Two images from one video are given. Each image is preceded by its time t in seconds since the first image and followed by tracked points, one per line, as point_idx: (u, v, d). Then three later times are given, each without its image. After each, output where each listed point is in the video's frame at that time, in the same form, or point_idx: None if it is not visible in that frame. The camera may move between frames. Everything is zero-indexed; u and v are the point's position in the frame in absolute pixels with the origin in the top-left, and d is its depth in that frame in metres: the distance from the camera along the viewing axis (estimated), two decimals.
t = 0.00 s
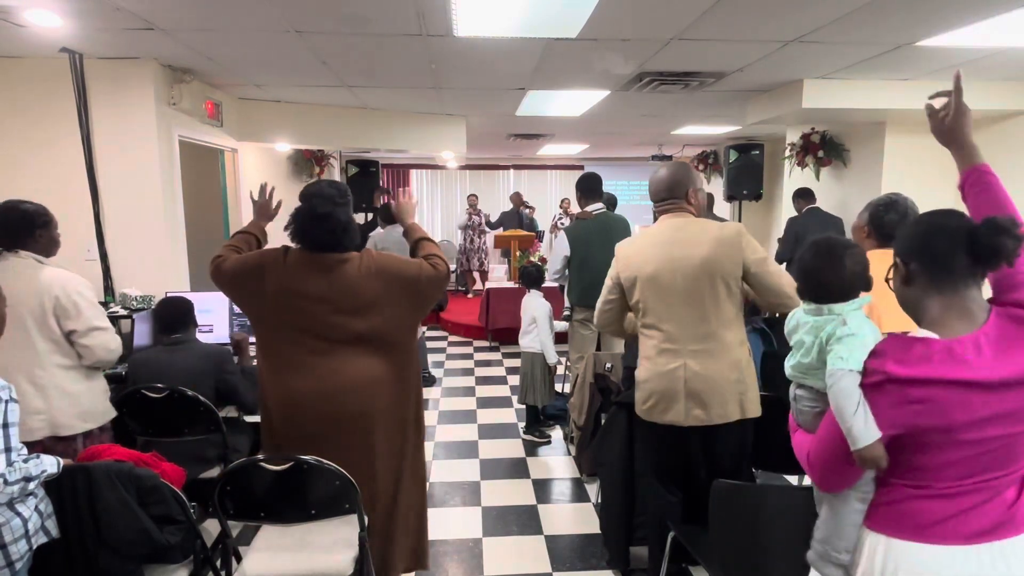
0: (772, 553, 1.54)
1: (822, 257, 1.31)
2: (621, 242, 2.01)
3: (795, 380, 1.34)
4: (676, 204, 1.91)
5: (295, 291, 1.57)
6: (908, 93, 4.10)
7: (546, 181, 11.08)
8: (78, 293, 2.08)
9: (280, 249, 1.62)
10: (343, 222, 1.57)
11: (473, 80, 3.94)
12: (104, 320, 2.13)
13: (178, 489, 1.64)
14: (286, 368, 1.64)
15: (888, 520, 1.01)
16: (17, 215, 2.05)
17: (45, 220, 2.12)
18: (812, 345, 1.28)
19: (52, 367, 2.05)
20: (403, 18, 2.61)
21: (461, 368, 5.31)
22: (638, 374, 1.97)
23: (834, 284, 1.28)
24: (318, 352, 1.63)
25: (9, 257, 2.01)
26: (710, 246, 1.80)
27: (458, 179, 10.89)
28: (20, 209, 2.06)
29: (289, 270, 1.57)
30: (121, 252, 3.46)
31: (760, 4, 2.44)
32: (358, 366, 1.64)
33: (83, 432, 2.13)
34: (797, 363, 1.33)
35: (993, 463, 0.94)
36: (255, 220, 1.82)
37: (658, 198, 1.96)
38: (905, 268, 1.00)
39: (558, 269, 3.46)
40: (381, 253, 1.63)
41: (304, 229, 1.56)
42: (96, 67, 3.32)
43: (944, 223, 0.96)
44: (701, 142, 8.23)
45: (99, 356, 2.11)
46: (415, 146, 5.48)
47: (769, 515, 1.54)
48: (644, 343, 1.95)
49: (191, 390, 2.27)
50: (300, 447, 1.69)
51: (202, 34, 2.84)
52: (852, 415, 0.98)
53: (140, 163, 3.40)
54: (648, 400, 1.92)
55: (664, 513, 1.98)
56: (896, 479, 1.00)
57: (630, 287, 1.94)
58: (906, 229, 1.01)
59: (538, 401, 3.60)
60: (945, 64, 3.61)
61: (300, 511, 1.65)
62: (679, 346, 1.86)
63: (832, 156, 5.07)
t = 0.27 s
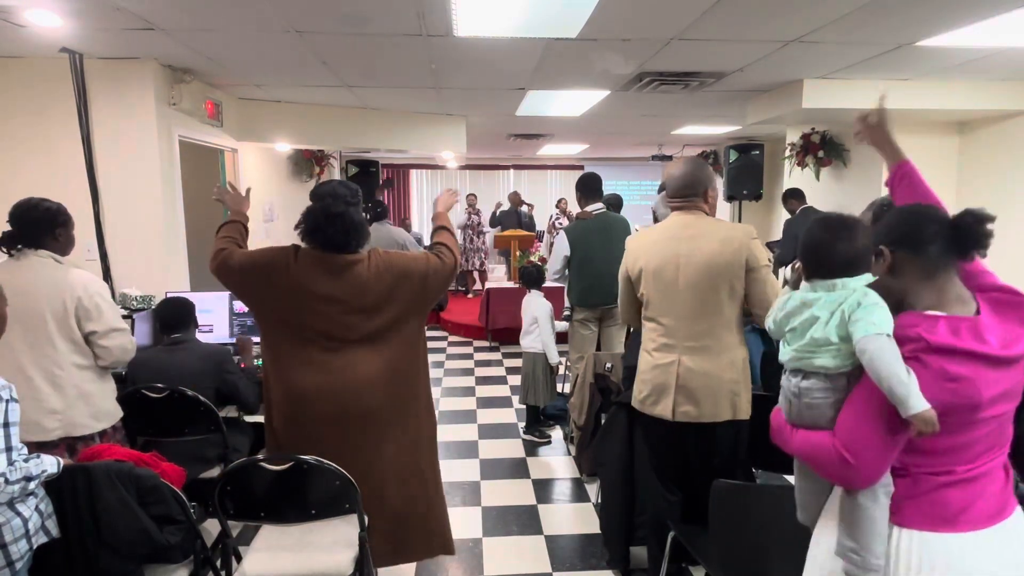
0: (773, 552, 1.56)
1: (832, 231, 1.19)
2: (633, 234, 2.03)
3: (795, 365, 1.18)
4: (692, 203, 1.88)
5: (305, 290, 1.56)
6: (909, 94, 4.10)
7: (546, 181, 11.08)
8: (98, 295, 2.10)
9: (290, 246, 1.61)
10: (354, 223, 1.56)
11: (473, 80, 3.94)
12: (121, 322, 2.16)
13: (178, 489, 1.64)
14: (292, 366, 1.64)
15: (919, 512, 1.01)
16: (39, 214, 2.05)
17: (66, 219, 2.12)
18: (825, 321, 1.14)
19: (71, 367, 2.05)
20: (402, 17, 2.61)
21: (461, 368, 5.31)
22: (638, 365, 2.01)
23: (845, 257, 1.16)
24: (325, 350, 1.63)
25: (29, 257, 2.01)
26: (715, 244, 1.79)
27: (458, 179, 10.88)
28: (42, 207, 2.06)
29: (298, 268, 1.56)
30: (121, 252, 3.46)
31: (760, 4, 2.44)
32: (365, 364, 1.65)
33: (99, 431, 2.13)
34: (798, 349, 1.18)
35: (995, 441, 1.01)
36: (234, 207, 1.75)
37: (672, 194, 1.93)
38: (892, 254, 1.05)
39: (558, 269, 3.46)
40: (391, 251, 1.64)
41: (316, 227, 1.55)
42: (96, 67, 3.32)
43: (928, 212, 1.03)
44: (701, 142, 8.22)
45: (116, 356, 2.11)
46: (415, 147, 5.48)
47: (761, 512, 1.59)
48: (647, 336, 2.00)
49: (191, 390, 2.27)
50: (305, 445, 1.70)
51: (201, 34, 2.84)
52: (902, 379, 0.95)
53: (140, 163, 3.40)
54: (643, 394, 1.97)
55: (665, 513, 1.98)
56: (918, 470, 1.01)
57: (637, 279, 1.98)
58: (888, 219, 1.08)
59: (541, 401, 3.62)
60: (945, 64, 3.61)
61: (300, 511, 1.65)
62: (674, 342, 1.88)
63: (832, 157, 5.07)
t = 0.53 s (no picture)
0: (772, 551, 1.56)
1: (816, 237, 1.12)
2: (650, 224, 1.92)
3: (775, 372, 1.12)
4: (720, 204, 1.84)
5: (306, 288, 1.56)
6: (909, 94, 4.10)
7: (546, 181, 11.08)
8: (100, 294, 2.10)
9: (291, 245, 1.61)
10: (358, 221, 1.58)
11: (473, 80, 3.94)
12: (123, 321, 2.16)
13: (178, 489, 1.64)
14: (292, 364, 1.64)
15: (906, 515, 1.00)
16: (42, 212, 2.05)
17: (69, 218, 2.12)
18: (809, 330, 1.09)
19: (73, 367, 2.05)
20: (402, 17, 2.61)
21: (461, 368, 5.31)
22: (654, 363, 1.93)
23: (834, 266, 1.09)
24: (326, 348, 1.63)
25: (31, 255, 2.01)
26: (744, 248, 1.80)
27: (458, 179, 10.88)
28: (44, 206, 2.06)
29: (299, 265, 1.56)
30: (121, 252, 3.46)
31: (759, 4, 2.44)
32: (365, 363, 1.65)
33: (99, 431, 2.13)
34: (783, 355, 1.11)
35: (967, 444, 1.04)
36: (237, 213, 1.78)
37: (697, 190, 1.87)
38: (867, 260, 1.07)
39: (558, 269, 3.46)
40: (392, 250, 1.65)
41: (319, 227, 1.56)
42: (96, 66, 3.32)
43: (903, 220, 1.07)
44: (701, 142, 8.22)
45: (117, 356, 2.12)
46: (415, 146, 5.48)
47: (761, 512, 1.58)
48: (664, 333, 1.92)
49: (191, 390, 2.27)
50: (304, 445, 1.69)
51: (202, 34, 2.84)
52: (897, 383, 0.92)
53: (140, 163, 3.40)
54: (655, 392, 1.92)
55: (665, 514, 1.98)
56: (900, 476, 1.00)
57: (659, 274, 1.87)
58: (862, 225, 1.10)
59: (541, 401, 3.62)
60: (945, 64, 3.61)
61: (300, 511, 1.65)
62: (703, 343, 1.83)
63: (831, 157, 5.07)
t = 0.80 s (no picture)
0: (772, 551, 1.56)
1: (802, 254, 1.12)
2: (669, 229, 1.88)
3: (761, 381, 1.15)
4: (739, 210, 1.86)
5: (303, 288, 1.57)
6: (909, 93, 4.10)
7: (546, 181, 11.08)
8: (100, 297, 2.10)
9: (287, 246, 1.62)
10: (355, 223, 1.60)
11: (473, 80, 3.93)
12: (121, 325, 2.15)
13: (178, 489, 1.64)
14: (285, 366, 1.64)
15: (873, 528, 0.98)
16: (43, 214, 2.05)
17: (69, 220, 2.12)
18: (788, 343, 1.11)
19: (69, 369, 2.05)
20: (402, 17, 2.61)
21: (461, 368, 5.31)
22: (675, 370, 1.89)
23: (816, 283, 1.10)
24: (319, 350, 1.63)
25: (31, 256, 2.01)
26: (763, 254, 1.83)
27: (458, 179, 10.88)
28: (46, 208, 2.06)
29: (296, 265, 1.58)
30: (121, 252, 3.46)
31: (759, 4, 2.44)
32: (359, 364, 1.66)
33: (94, 433, 2.13)
34: (763, 364, 1.15)
35: (950, 461, 0.99)
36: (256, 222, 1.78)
37: (716, 195, 1.87)
38: (861, 270, 1.04)
39: (558, 269, 3.46)
40: (387, 252, 1.68)
41: (318, 228, 1.57)
42: (96, 66, 3.32)
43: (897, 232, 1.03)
44: (701, 142, 8.22)
45: (114, 359, 2.11)
46: (415, 146, 5.48)
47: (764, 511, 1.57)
48: (684, 340, 1.88)
49: (191, 390, 2.26)
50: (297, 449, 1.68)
51: (201, 34, 2.84)
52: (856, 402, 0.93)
53: (140, 163, 3.40)
54: (675, 399, 1.88)
55: (666, 514, 1.97)
56: (872, 486, 0.98)
57: (683, 280, 1.84)
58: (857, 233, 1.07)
59: (541, 401, 3.62)
60: (945, 64, 3.61)
61: (300, 511, 1.65)
62: (728, 350, 1.83)
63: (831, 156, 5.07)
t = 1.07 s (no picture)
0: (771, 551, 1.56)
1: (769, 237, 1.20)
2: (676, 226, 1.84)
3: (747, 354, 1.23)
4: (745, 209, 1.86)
5: (289, 284, 1.55)
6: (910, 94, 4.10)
7: (546, 182, 11.08)
8: (91, 293, 2.11)
9: (269, 243, 1.59)
10: (341, 217, 1.60)
11: (472, 80, 3.93)
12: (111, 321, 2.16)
13: (178, 489, 1.64)
14: (270, 364, 1.63)
15: (843, 496, 0.97)
16: (32, 213, 2.05)
17: (57, 218, 2.12)
18: (759, 318, 1.19)
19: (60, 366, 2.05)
20: (403, 17, 2.61)
21: (461, 368, 5.31)
22: (686, 370, 1.87)
23: (791, 257, 1.18)
24: (304, 348, 1.62)
25: (19, 254, 2.00)
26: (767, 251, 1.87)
27: (458, 179, 10.88)
28: (34, 206, 2.06)
29: (281, 262, 1.56)
30: (121, 252, 3.46)
31: (759, 4, 2.44)
32: (344, 362, 1.65)
33: (86, 431, 2.14)
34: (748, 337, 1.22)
35: (939, 440, 0.93)
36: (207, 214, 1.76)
37: (723, 193, 1.86)
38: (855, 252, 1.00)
39: (558, 269, 3.47)
40: (372, 247, 1.66)
41: (298, 221, 1.56)
42: (96, 67, 3.32)
43: (890, 211, 0.97)
44: (701, 142, 8.22)
45: (106, 355, 2.12)
46: (415, 146, 5.48)
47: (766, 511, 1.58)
48: (695, 338, 1.87)
49: (191, 390, 2.27)
50: (286, 445, 1.68)
51: (201, 34, 2.84)
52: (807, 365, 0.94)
53: (140, 163, 3.40)
54: (682, 398, 1.88)
55: (666, 514, 1.98)
56: (845, 453, 0.97)
57: (693, 278, 1.82)
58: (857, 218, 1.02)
59: (541, 401, 3.62)
60: (945, 64, 3.61)
61: (300, 511, 1.66)
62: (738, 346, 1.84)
63: (832, 157, 5.07)
